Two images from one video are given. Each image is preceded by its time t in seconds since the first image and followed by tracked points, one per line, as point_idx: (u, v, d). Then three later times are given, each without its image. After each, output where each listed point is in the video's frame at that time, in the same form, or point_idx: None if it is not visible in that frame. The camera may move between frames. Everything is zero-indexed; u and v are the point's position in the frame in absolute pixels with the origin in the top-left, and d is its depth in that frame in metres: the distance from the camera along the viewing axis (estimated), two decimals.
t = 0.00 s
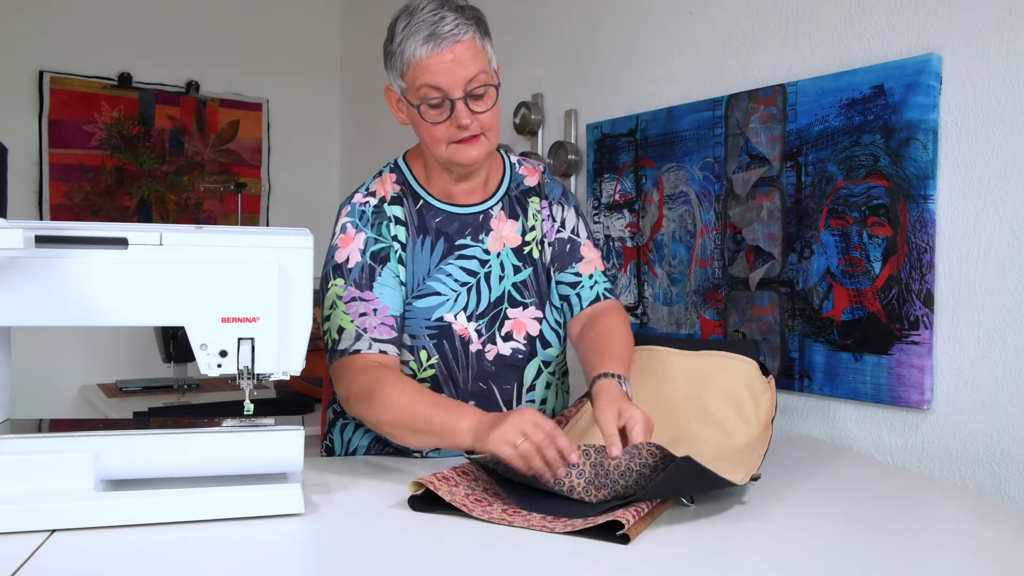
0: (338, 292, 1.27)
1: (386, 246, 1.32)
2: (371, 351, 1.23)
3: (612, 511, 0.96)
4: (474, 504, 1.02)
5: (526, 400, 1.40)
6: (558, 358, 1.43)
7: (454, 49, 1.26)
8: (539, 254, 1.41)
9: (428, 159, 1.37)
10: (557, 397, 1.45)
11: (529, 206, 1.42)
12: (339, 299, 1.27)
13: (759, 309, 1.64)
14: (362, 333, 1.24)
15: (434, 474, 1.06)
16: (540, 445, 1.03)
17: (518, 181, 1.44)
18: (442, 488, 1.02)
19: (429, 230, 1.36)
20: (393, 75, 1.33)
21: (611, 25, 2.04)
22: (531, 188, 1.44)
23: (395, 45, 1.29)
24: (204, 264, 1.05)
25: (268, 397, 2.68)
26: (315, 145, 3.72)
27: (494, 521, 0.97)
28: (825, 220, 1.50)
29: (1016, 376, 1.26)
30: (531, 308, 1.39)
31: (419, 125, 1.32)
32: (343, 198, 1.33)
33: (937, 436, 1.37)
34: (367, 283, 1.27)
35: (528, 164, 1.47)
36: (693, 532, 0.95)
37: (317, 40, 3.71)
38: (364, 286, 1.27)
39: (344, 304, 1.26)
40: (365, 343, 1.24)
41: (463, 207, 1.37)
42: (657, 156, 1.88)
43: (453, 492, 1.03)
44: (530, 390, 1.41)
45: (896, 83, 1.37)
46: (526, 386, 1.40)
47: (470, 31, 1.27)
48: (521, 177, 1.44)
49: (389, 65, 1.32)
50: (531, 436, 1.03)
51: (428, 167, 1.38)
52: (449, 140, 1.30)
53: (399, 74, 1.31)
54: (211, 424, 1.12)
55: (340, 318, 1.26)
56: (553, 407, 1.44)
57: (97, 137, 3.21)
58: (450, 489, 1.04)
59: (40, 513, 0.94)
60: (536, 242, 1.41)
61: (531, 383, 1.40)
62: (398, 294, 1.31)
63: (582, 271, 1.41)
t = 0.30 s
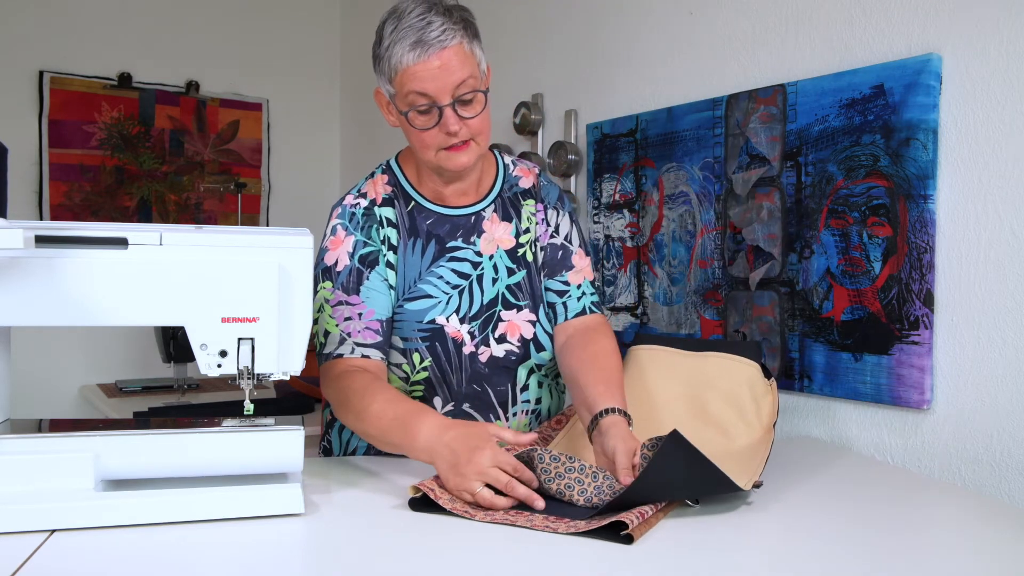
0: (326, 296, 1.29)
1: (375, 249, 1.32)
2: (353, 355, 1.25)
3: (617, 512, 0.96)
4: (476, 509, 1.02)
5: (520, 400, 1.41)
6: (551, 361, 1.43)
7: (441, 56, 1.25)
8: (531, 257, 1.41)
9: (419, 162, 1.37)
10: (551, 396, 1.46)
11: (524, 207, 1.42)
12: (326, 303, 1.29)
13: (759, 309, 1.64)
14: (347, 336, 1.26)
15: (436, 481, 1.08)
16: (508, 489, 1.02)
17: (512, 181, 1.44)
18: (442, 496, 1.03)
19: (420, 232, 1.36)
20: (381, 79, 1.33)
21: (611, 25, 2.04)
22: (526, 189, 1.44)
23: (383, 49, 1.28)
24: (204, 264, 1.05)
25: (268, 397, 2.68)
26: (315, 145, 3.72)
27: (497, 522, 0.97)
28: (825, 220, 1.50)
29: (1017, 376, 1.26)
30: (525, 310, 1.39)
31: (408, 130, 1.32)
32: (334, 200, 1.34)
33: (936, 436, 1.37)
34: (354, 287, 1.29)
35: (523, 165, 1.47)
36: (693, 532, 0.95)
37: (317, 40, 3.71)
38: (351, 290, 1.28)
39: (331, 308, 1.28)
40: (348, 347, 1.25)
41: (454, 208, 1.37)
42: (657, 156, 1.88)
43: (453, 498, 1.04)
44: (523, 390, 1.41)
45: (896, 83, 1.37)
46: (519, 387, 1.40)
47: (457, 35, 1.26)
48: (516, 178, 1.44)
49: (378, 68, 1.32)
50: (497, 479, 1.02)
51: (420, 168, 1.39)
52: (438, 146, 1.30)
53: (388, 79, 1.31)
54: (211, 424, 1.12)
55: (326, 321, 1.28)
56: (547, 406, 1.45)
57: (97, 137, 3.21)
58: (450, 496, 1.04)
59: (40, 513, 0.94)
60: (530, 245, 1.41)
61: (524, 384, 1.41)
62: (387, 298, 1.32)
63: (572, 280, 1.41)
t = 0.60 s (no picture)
0: (324, 297, 1.29)
1: (374, 250, 1.32)
2: (352, 357, 1.25)
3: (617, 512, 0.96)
4: (476, 509, 1.02)
5: (519, 400, 1.41)
6: (548, 361, 1.43)
7: (437, 55, 1.25)
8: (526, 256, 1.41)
9: (416, 162, 1.37)
10: (549, 395, 1.46)
11: (521, 207, 1.42)
12: (325, 305, 1.29)
13: (759, 309, 1.64)
14: (345, 338, 1.26)
15: (435, 481, 1.08)
16: (508, 489, 1.02)
17: (509, 181, 1.43)
18: (443, 496, 1.03)
19: (417, 233, 1.36)
20: (378, 78, 1.33)
21: (611, 25, 2.04)
22: (523, 189, 1.44)
23: (379, 48, 1.28)
24: (203, 264, 1.05)
25: (268, 397, 2.68)
26: (315, 145, 3.72)
27: (497, 522, 0.97)
28: (825, 220, 1.50)
29: (1017, 376, 1.26)
30: (523, 310, 1.39)
31: (405, 129, 1.32)
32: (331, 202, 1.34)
33: (937, 436, 1.37)
34: (352, 289, 1.28)
35: (520, 164, 1.47)
36: (692, 532, 0.95)
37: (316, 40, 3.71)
38: (349, 292, 1.28)
39: (329, 310, 1.28)
40: (347, 349, 1.26)
41: (451, 208, 1.37)
42: (657, 156, 1.88)
43: (452, 499, 1.04)
44: (522, 390, 1.41)
45: (896, 82, 1.37)
46: (518, 387, 1.41)
47: (454, 34, 1.26)
48: (512, 177, 1.44)
49: (374, 67, 1.32)
50: (498, 480, 1.02)
51: (416, 167, 1.38)
52: (435, 146, 1.30)
53: (384, 77, 1.30)
54: (211, 424, 1.12)
55: (324, 323, 1.28)
56: (546, 406, 1.45)
57: (97, 137, 3.21)
58: (450, 496, 1.04)
59: (40, 513, 0.94)
60: (526, 244, 1.41)
61: (522, 384, 1.41)
62: (385, 299, 1.32)
63: (569, 280, 1.41)
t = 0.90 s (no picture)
0: (325, 297, 1.28)
1: (375, 250, 1.32)
2: (353, 357, 1.25)
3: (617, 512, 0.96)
4: (476, 509, 1.02)
5: (518, 400, 1.41)
6: (548, 360, 1.43)
7: (441, 55, 1.25)
8: (526, 256, 1.41)
9: (417, 161, 1.37)
10: (549, 395, 1.46)
11: (521, 207, 1.42)
12: (325, 304, 1.28)
13: (759, 309, 1.64)
14: (346, 337, 1.26)
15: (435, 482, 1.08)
16: (503, 494, 1.01)
17: (509, 181, 1.44)
18: (440, 503, 1.03)
19: (418, 233, 1.36)
20: (380, 77, 1.32)
21: (611, 25, 2.04)
22: (523, 189, 1.44)
23: (383, 47, 1.28)
24: (203, 264, 1.05)
25: (267, 397, 2.68)
26: (315, 145, 3.72)
27: (497, 522, 0.97)
28: (825, 219, 1.50)
29: (1017, 376, 1.26)
30: (523, 310, 1.39)
31: (406, 129, 1.32)
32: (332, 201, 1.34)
33: (937, 436, 1.37)
34: (353, 289, 1.28)
35: (520, 164, 1.47)
36: (692, 533, 0.95)
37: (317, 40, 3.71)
38: (350, 292, 1.28)
39: (331, 309, 1.28)
40: (348, 349, 1.26)
41: (451, 208, 1.37)
42: (657, 156, 1.88)
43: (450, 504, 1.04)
44: (522, 390, 1.41)
45: (896, 83, 1.37)
46: (518, 387, 1.41)
47: (458, 35, 1.26)
48: (512, 177, 1.44)
49: (377, 66, 1.32)
50: (491, 485, 1.01)
51: (417, 167, 1.38)
52: (436, 146, 1.30)
53: (387, 77, 1.30)
54: (211, 424, 1.12)
55: (325, 322, 1.28)
56: (546, 406, 1.45)
57: (97, 137, 3.21)
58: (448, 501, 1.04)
59: (40, 513, 0.94)
60: (526, 244, 1.41)
61: (522, 383, 1.41)
62: (386, 299, 1.32)
63: (569, 280, 1.41)
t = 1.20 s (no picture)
0: (325, 297, 1.28)
1: (376, 250, 1.32)
2: (353, 355, 1.25)
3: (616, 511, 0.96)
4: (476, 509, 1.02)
5: (519, 400, 1.41)
6: (549, 360, 1.43)
7: (442, 54, 1.25)
8: (526, 255, 1.40)
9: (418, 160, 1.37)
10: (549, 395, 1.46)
11: (522, 207, 1.42)
12: (326, 303, 1.28)
13: (759, 309, 1.64)
14: (347, 336, 1.26)
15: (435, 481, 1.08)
16: (500, 497, 1.01)
17: (510, 181, 1.44)
18: (440, 504, 1.03)
19: (419, 233, 1.36)
20: (381, 76, 1.33)
21: (611, 25, 2.04)
22: (524, 189, 1.44)
23: (384, 46, 1.28)
24: (204, 264, 1.05)
25: (267, 397, 2.68)
26: (315, 145, 3.72)
27: (497, 522, 0.97)
28: (825, 220, 1.50)
29: (1017, 376, 1.26)
30: (523, 309, 1.39)
31: (407, 127, 1.32)
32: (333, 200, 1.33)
33: (937, 436, 1.37)
34: (354, 288, 1.28)
35: (521, 164, 1.47)
36: (692, 534, 0.95)
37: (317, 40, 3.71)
38: (351, 290, 1.28)
39: (331, 308, 1.28)
40: (348, 348, 1.26)
41: (453, 208, 1.37)
42: (657, 156, 1.88)
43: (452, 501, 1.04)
44: (522, 391, 1.41)
45: (896, 83, 1.37)
46: (518, 387, 1.41)
47: (458, 34, 1.26)
48: (513, 177, 1.44)
49: (379, 65, 1.32)
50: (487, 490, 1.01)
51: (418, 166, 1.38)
52: (436, 145, 1.30)
53: (388, 75, 1.30)
54: (211, 424, 1.12)
55: (326, 321, 1.28)
56: (546, 407, 1.46)
57: (97, 137, 3.21)
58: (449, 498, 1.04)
59: (40, 513, 0.94)
60: (527, 243, 1.41)
61: (523, 384, 1.41)
62: (387, 298, 1.32)
63: (569, 280, 1.41)
